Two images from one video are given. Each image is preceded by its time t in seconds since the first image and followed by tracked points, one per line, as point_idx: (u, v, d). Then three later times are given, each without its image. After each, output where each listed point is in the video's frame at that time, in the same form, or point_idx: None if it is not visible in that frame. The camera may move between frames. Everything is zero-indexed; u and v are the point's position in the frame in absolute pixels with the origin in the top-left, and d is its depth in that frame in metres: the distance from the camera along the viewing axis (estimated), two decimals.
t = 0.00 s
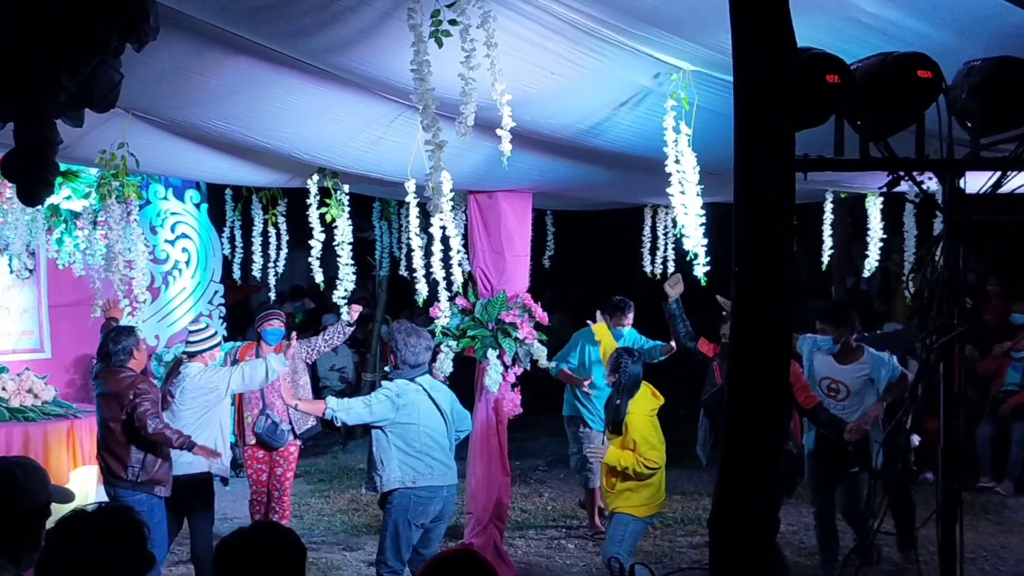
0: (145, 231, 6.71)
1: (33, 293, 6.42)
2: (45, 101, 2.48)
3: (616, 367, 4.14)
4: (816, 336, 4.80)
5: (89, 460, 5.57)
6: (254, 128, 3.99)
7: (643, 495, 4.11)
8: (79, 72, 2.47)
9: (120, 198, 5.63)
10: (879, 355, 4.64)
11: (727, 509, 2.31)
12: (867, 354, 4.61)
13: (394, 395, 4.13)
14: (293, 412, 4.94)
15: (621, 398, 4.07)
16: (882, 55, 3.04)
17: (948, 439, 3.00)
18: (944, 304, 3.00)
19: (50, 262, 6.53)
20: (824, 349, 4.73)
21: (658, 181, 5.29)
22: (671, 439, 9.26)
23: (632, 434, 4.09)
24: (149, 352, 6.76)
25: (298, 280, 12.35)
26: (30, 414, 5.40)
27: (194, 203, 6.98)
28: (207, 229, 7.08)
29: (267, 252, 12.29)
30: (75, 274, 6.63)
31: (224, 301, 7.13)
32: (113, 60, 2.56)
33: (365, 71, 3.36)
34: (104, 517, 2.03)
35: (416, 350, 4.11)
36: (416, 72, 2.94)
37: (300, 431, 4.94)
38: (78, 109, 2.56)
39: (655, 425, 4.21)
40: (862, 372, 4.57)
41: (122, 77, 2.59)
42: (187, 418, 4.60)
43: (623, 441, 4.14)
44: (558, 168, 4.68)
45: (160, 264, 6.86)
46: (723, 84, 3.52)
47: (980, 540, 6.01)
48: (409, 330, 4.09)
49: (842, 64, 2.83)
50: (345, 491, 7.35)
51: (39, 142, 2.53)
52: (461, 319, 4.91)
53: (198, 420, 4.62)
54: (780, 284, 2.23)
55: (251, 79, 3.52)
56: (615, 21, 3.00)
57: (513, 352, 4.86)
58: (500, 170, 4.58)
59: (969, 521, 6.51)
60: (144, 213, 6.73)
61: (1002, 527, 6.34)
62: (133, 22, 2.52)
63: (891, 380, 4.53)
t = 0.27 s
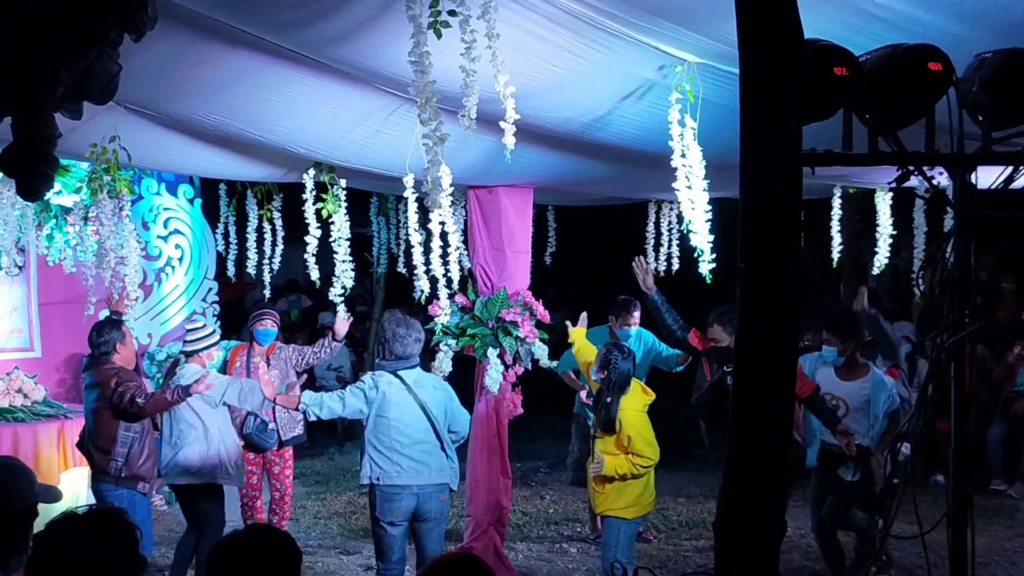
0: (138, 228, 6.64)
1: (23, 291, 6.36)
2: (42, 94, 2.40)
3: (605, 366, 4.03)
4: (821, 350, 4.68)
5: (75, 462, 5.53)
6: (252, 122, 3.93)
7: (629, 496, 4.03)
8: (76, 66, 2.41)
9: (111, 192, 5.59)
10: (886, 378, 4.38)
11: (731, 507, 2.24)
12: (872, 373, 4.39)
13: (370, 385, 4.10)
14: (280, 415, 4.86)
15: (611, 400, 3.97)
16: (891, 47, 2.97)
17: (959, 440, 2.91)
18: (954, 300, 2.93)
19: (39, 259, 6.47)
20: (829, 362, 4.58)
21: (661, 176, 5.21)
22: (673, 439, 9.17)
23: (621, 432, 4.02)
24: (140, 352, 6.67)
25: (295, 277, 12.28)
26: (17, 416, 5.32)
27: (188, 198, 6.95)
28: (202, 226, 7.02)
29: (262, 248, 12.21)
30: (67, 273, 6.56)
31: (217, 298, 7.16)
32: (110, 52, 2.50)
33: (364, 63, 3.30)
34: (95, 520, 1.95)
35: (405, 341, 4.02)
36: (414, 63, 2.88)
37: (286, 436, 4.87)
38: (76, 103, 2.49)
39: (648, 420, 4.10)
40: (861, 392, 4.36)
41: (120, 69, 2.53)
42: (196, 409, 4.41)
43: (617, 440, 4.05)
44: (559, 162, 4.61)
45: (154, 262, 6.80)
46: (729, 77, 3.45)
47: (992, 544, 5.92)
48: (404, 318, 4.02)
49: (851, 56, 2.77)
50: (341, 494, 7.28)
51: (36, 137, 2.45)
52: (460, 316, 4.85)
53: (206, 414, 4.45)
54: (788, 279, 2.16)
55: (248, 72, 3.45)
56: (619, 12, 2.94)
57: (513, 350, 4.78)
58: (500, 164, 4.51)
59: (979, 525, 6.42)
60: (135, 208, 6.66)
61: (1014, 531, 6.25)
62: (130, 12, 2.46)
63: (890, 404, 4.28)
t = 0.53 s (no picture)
0: (138, 226, 6.63)
1: (23, 290, 6.35)
2: (47, 93, 2.38)
3: (601, 368, 4.00)
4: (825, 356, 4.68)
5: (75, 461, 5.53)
6: (252, 120, 3.91)
7: (630, 501, 4.01)
8: (82, 64, 2.40)
9: (110, 189, 5.60)
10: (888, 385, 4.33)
11: (732, 506, 2.23)
12: (874, 378, 4.37)
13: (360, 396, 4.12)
14: (277, 420, 4.71)
15: (606, 403, 3.95)
16: (896, 45, 2.94)
17: (964, 440, 2.89)
18: (958, 299, 2.91)
19: (40, 258, 6.47)
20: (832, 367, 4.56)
21: (663, 174, 5.20)
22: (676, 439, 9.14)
23: (617, 435, 3.99)
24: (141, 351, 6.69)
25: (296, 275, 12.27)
26: (18, 413, 5.33)
27: (187, 197, 6.92)
28: (204, 225, 7.00)
29: (263, 247, 12.20)
30: (67, 271, 6.54)
31: (217, 297, 7.08)
32: (115, 51, 2.48)
33: (366, 61, 3.28)
34: (93, 518, 1.95)
35: (404, 350, 3.99)
36: (414, 62, 2.86)
37: (281, 443, 4.70)
38: (79, 102, 2.48)
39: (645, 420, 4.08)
40: (863, 399, 4.34)
41: (124, 67, 2.51)
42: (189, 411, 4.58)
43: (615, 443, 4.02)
44: (561, 159, 4.57)
45: (155, 260, 6.79)
46: (732, 74, 3.43)
47: (999, 545, 5.89)
48: (404, 329, 3.99)
49: (854, 54, 2.73)
50: (343, 493, 7.26)
51: (42, 137, 2.45)
52: (464, 316, 4.83)
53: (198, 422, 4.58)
54: (792, 276, 2.14)
55: (248, 70, 3.44)
56: (621, 9, 2.92)
57: (516, 350, 4.76)
58: (502, 162, 4.49)
59: (987, 525, 6.38)
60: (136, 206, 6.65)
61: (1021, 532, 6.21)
62: (133, 11, 2.44)
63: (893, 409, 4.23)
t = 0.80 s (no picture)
0: (137, 224, 6.61)
1: (22, 289, 6.33)
2: (44, 90, 2.36)
3: (597, 364, 3.94)
4: (830, 338, 4.54)
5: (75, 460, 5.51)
6: (251, 118, 3.89)
7: (625, 499, 3.98)
8: (80, 62, 2.35)
9: (110, 187, 5.58)
10: (897, 363, 4.25)
11: (735, 504, 2.20)
12: (884, 363, 4.23)
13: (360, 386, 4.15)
14: (288, 413, 5.09)
15: (604, 397, 3.91)
16: (902, 41, 2.91)
17: (971, 440, 2.86)
18: (964, 298, 2.87)
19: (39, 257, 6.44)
20: (839, 352, 4.40)
21: (666, 172, 5.17)
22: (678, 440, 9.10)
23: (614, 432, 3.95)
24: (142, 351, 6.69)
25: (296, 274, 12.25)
26: (17, 412, 5.31)
27: (186, 194, 6.89)
28: (203, 223, 6.98)
29: (263, 245, 12.17)
30: (66, 270, 6.52)
31: (216, 295, 7.10)
32: (114, 47, 2.45)
33: (365, 57, 3.25)
34: (89, 518, 1.92)
35: (395, 337, 4.05)
36: (412, 57, 2.84)
37: (293, 432, 5.07)
38: (77, 99, 2.45)
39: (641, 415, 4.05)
40: (874, 383, 4.21)
41: (123, 64, 2.48)
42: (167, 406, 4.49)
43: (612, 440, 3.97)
44: (563, 156, 4.54)
45: (155, 259, 6.77)
46: (736, 71, 3.40)
47: (1005, 546, 5.86)
48: (398, 315, 4.08)
49: (859, 49, 2.69)
50: (343, 493, 7.23)
51: (42, 134, 2.43)
52: (465, 314, 4.83)
53: (172, 422, 4.47)
54: (797, 273, 2.11)
55: (247, 66, 3.41)
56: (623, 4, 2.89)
57: (516, 349, 4.74)
58: (503, 159, 4.45)
59: (991, 526, 6.33)
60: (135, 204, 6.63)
61: None
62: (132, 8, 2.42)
63: (907, 391, 4.14)
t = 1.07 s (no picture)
0: (139, 222, 6.61)
1: (24, 287, 6.33)
2: (42, 87, 2.36)
3: (598, 363, 3.94)
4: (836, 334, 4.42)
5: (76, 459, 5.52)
6: (253, 116, 3.89)
7: (627, 500, 3.97)
8: (79, 57, 2.36)
9: (112, 186, 5.58)
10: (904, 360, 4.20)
11: (737, 504, 2.19)
12: (891, 358, 4.19)
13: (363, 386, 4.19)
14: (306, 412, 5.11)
15: (609, 396, 3.92)
16: (905, 39, 2.91)
17: (973, 439, 2.86)
18: (966, 297, 2.87)
19: (41, 256, 6.45)
20: (845, 349, 4.33)
21: (668, 170, 5.17)
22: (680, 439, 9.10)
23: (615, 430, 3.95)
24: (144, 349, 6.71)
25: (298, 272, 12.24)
26: (19, 411, 5.31)
27: (188, 193, 6.89)
28: (205, 222, 6.98)
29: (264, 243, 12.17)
30: (68, 268, 6.53)
31: (218, 294, 7.14)
32: (112, 45, 2.45)
33: (367, 56, 3.25)
34: (91, 516, 1.92)
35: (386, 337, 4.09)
36: (415, 56, 2.84)
37: (316, 430, 5.09)
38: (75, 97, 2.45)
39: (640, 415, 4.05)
40: (882, 379, 4.16)
41: (121, 61, 2.48)
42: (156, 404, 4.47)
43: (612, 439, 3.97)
44: (565, 155, 4.54)
45: (156, 257, 6.78)
46: (738, 69, 3.41)
47: (1007, 545, 5.86)
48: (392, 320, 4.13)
49: (861, 48, 2.69)
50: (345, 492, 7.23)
51: (38, 131, 2.43)
52: (467, 313, 4.83)
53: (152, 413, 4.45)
54: (799, 272, 2.11)
55: (249, 65, 3.42)
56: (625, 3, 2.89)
57: (518, 348, 4.74)
58: (504, 158, 4.45)
59: (993, 526, 6.33)
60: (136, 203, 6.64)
61: None
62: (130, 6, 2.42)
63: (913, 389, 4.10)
